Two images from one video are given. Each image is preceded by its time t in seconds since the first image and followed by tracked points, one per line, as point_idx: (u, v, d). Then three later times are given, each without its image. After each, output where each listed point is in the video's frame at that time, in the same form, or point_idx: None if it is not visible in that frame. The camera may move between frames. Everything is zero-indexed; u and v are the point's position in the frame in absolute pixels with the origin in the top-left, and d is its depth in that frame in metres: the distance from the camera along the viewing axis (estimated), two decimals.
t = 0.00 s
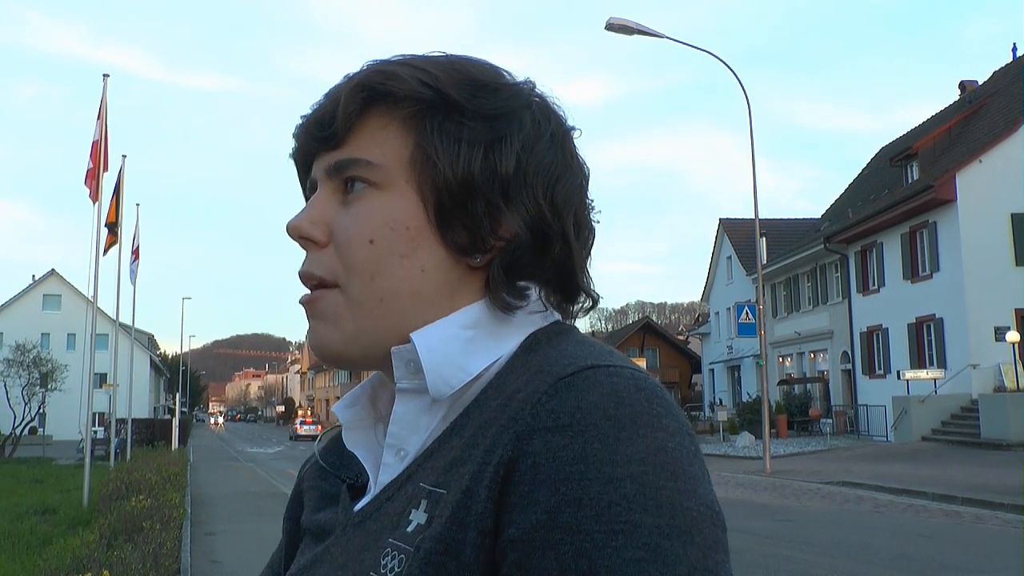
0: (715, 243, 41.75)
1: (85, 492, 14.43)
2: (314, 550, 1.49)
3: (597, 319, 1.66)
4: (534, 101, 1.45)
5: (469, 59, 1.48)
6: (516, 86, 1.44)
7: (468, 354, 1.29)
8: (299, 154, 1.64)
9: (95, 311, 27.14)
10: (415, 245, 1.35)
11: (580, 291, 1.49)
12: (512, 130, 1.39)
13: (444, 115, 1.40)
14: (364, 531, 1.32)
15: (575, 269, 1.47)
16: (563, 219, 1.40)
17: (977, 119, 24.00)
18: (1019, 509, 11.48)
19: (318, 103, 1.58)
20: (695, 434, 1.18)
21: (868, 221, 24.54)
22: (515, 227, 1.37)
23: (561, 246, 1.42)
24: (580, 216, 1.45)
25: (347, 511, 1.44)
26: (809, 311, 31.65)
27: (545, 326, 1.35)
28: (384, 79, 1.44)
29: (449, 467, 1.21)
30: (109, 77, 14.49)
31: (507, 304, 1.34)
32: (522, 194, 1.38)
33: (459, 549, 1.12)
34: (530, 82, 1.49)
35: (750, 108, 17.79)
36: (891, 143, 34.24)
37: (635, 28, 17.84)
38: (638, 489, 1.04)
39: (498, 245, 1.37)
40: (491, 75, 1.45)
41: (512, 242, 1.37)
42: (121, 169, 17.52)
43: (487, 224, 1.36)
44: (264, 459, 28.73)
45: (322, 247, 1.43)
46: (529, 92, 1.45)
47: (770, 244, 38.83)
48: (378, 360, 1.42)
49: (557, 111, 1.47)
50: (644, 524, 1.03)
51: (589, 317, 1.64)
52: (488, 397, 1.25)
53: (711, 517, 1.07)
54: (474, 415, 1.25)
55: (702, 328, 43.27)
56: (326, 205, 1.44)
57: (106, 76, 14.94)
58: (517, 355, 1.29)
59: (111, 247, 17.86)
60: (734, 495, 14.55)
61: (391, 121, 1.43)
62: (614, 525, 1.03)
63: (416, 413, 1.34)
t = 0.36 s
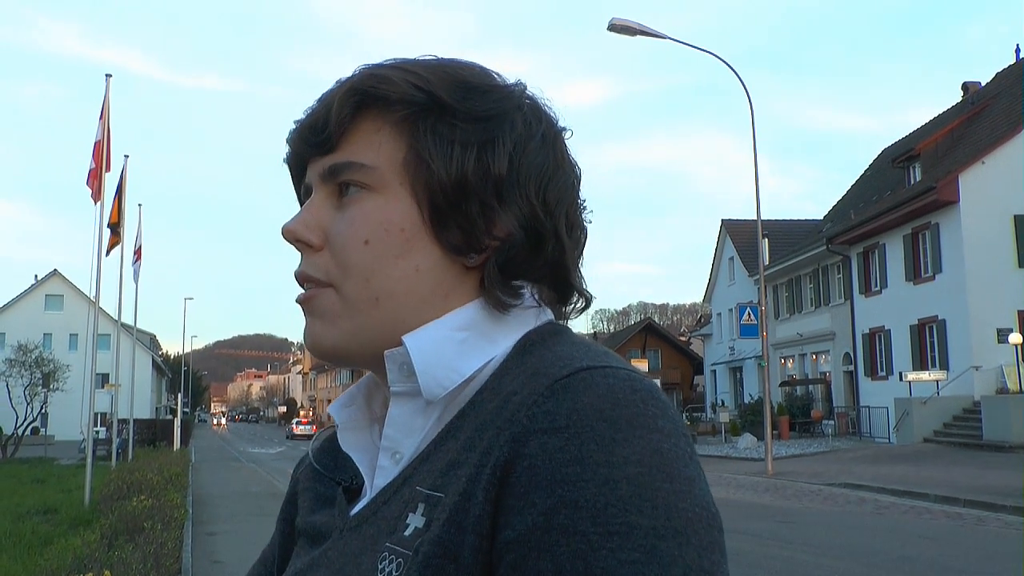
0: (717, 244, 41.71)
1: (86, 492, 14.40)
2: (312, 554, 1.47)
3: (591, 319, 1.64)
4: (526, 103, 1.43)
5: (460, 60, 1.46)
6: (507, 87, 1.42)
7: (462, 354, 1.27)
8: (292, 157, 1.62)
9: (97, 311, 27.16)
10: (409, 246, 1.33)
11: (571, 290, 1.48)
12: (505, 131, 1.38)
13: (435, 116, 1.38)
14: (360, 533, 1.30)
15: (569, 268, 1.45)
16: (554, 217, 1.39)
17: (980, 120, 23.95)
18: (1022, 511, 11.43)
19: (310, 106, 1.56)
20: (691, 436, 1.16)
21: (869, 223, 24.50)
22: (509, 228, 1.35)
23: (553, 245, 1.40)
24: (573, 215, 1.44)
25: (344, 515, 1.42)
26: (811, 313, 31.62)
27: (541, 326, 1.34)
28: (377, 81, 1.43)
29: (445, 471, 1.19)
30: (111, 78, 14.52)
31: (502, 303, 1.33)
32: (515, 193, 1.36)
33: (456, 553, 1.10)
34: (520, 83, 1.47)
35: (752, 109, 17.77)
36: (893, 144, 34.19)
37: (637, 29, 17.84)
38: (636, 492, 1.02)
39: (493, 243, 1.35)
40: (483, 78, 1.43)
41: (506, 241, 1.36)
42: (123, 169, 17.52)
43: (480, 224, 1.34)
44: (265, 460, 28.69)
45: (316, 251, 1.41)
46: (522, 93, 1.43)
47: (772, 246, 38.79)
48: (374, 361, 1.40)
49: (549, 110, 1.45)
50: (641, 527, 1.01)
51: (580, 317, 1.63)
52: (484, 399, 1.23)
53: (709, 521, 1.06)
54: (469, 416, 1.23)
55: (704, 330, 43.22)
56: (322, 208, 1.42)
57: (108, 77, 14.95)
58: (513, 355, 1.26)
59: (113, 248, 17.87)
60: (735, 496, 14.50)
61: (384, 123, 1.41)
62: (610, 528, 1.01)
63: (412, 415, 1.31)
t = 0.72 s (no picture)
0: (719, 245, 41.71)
1: (89, 493, 14.38)
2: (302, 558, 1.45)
3: (581, 319, 1.62)
4: (512, 99, 1.40)
5: (442, 58, 1.44)
6: (492, 84, 1.40)
7: (448, 359, 1.26)
8: (278, 160, 1.61)
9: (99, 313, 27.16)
10: (392, 249, 1.32)
11: (560, 288, 1.45)
12: (488, 129, 1.35)
13: (418, 116, 1.36)
14: (351, 537, 1.28)
15: (557, 267, 1.43)
16: (541, 217, 1.36)
17: (982, 120, 23.92)
18: None
19: (296, 109, 1.54)
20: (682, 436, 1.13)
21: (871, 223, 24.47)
22: (493, 229, 1.33)
23: (542, 244, 1.38)
24: (561, 213, 1.41)
25: (335, 518, 1.40)
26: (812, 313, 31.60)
27: (529, 327, 1.32)
28: (358, 83, 1.40)
29: (432, 474, 1.17)
30: (113, 79, 14.53)
31: (486, 306, 1.31)
32: (500, 192, 1.34)
33: (443, 555, 1.08)
34: (507, 78, 1.45)
35: (754, 109, 17.70)
36: (895, 145, 34.17)
37: (638, 29, 17.82)
38: (623, 495, 1.00)
39: (477, 245, 1.33)
40: (467, 75, 1.41)
41: (491, 242, 1.34)
42: (125, 170, 17.51)
43: (464, 226, 1.32)
44: (267, 461, 28.65)
45: (301, 255, 1.39)
46: (508, 90, 1.41)
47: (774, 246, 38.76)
48: (362, 364, 1.38)
49: (536, 107, 1.43)
50: (628, 529, 0.99)
51: (571, 316, 1.60)
52: (471, 401, 1.21)
53: (698, 522, 1.03)
54: (456, 419, 1.21)
55: (706, 330, 43.19)
56: (307, 211, 1.41)
57: (110, 78, 14.95)
58: (501, 356, 1.25)
59: (114, 249, 17.85)
60: (738, 496, 14.47)
61: (366, 125, 1.39)
62: (597, 530, 0.99)
63: (400, 418, 1.30)
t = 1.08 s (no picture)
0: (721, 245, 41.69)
1: (91, 494, 14.34)
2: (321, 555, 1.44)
3: (599, 313, 1.60)
4: (523, 93, 1.39)
5: (450, 51, 1.42)
6: (502, 79, 1.38)
7: (472, 356, 1.24)
8: (287, 158, 1.59)
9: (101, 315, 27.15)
10: (405, 247, 1.30)
11: (580, 282, 1.43)
12: (499, 125, 1.34)
13: (426, 112, 1.35)
14: (372, 535, 1.26)
15: (574, 262, 1.41)
16: (555, 212, 1.34)
17: (984, 119, 23.90)
18: None
19: (302, 108, 1.53)
20: (706, 436, 1.12)
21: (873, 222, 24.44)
22: (506, 226, 1.31)
23: (557, 237, 1.36)
24: (576, 206, 1.39)
25: (355, 513, 1.38)
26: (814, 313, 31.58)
27: (550, 327, 1.30)
28: (364, 80, 1.39)
29: (456, 473, 1.15)
30: (114, 79, 14.51)
31: (504, 306, 1.29)
32: (514, 189, 1.32)
33: (468, 555, 1.06)
34: (518, 70, 1.43)
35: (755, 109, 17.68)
36: (897, 144, 34.15)
37: (639, 29, 17.80)
38: (651, 497, 0.99)
39: (490, 243, 1.31)
40: (476, 70, 1.39)
41: (505, 238, 1.32)
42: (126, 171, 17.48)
43: (478, 223, 1.30)
44: (269, 462, 28.61)
45: (312, 256, 1.37)
46: (519, 84, 1.39)
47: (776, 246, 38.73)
48: (378, 366, 1.36)
49: (548, 99, 1.41)
50: (657, 531, 0.97)
51: (589, 311, 1.59)
52: (494, 400, 1.19)
53: (724, 521, 1.02)
54: (479, 418, 1.19)
55: (708, 331, 43.16)
56: (318, 210, 1.39)
57: (111, 78, 14.93)
58: (523, 355, 1.23)
59: (115, 249, 17.82)
60: (740, 496, 14.43)
61: (374, 124, 1.38)
62: (625, 534, 0.98)
63: (423, 415, 1.27)
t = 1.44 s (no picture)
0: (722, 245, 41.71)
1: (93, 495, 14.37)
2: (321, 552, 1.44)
3: (609, 314, 1.60)
4: (545, 90, 1.39)
5: (474, 48, 1.43)
6: (525, 76, 1.38)
7: (478, 353, 1.24)
8: (305, 148, 1.59)
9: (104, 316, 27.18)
10: (419, 243, 1.30)
11: (593, 286, 1.44)
12: (520, 124, 1.34)
13: (449, 106, 1.35)
14: (375, 531, 1.27)
15: (589, 264, 1.41)
16: (571, 211, 1.34)
17: (986, 118, 23.88)
18: None
19: (323, 98, 1.53)
20: (712, 435, 1.12)
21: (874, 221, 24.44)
22: (521, 225, 1.32)
23: (572, 237, 1.36)
24: (592, 208, 1.40)
25: (356, 510, 1.39)
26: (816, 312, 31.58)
27: (558, 325, 1.30)
28: (385, 72, 1.39)
29: (462, 471, 1.15)
30: (115, 82, 14.52)
31: (516, 303, 1.29)
32: (530, 187, 1.32)
33: (471, 556, 1.07)
34: (540, 69, 1.43)
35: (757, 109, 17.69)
36: (898, 144, 34.16)
37: (640, 29, 17.81)
38: (657, 497, 0.99)
39: (505, 240, 1.32)
40: (499, 65, 1.40)
41: (520, 237, 1.32)
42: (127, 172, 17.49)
43: (493, 219, 1.30)
44: (272, 462, 28.63)
45: (327, 248, 1.37)
46: (540, 81, 1.39)
47: (777, 246, 38.72)
48: (385, 364, 1.37)
49: (568, 98, 1.41)
50: (662, 532, 0.98)
51: (602, 311, 1.58)
52: (500, 398, 1.19)
53: (730, 525, 1.03)
54: (485, 416, 1.19)
55: (709, 331, 43.17)
56: (332, 203, 1.39)
57: (113, 79, 14.94)
58: (530, 352, 1.23)
59: (118, 251, 17.84)
60: (742, 496, 14.44)
61: (394, 117, 1.38)
62: (631, 534, 0.98)
63: (427, 412, 1.27)
